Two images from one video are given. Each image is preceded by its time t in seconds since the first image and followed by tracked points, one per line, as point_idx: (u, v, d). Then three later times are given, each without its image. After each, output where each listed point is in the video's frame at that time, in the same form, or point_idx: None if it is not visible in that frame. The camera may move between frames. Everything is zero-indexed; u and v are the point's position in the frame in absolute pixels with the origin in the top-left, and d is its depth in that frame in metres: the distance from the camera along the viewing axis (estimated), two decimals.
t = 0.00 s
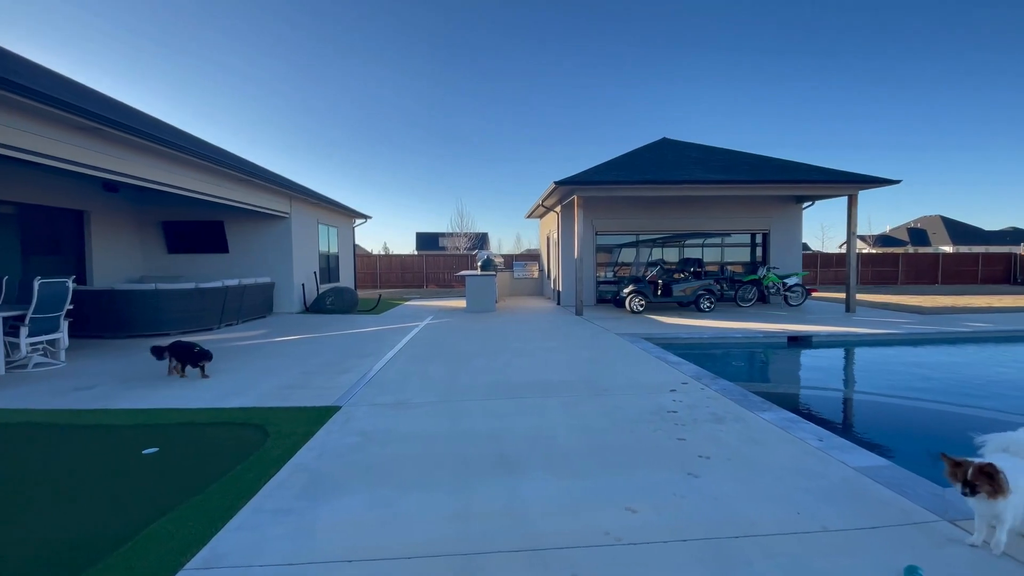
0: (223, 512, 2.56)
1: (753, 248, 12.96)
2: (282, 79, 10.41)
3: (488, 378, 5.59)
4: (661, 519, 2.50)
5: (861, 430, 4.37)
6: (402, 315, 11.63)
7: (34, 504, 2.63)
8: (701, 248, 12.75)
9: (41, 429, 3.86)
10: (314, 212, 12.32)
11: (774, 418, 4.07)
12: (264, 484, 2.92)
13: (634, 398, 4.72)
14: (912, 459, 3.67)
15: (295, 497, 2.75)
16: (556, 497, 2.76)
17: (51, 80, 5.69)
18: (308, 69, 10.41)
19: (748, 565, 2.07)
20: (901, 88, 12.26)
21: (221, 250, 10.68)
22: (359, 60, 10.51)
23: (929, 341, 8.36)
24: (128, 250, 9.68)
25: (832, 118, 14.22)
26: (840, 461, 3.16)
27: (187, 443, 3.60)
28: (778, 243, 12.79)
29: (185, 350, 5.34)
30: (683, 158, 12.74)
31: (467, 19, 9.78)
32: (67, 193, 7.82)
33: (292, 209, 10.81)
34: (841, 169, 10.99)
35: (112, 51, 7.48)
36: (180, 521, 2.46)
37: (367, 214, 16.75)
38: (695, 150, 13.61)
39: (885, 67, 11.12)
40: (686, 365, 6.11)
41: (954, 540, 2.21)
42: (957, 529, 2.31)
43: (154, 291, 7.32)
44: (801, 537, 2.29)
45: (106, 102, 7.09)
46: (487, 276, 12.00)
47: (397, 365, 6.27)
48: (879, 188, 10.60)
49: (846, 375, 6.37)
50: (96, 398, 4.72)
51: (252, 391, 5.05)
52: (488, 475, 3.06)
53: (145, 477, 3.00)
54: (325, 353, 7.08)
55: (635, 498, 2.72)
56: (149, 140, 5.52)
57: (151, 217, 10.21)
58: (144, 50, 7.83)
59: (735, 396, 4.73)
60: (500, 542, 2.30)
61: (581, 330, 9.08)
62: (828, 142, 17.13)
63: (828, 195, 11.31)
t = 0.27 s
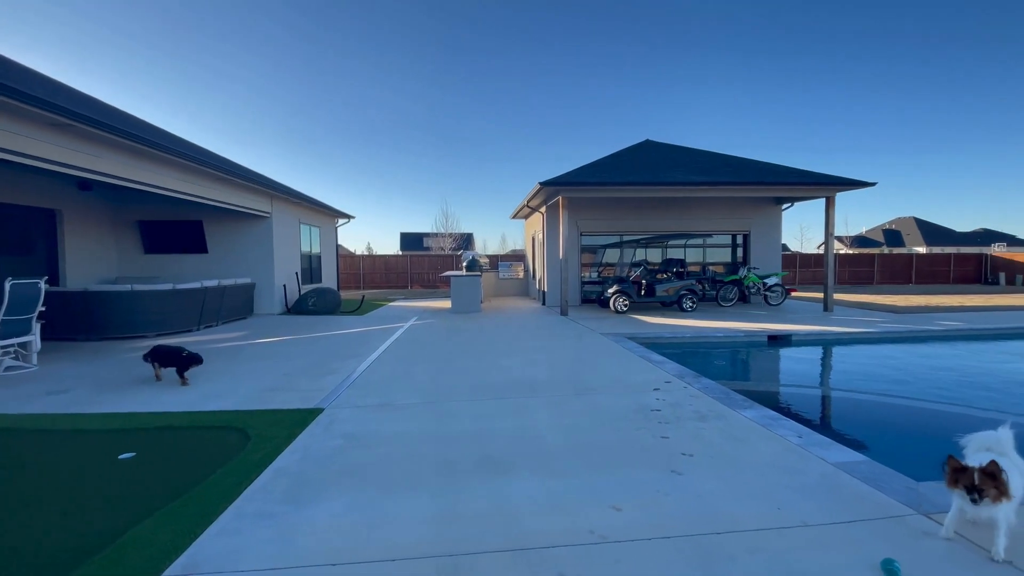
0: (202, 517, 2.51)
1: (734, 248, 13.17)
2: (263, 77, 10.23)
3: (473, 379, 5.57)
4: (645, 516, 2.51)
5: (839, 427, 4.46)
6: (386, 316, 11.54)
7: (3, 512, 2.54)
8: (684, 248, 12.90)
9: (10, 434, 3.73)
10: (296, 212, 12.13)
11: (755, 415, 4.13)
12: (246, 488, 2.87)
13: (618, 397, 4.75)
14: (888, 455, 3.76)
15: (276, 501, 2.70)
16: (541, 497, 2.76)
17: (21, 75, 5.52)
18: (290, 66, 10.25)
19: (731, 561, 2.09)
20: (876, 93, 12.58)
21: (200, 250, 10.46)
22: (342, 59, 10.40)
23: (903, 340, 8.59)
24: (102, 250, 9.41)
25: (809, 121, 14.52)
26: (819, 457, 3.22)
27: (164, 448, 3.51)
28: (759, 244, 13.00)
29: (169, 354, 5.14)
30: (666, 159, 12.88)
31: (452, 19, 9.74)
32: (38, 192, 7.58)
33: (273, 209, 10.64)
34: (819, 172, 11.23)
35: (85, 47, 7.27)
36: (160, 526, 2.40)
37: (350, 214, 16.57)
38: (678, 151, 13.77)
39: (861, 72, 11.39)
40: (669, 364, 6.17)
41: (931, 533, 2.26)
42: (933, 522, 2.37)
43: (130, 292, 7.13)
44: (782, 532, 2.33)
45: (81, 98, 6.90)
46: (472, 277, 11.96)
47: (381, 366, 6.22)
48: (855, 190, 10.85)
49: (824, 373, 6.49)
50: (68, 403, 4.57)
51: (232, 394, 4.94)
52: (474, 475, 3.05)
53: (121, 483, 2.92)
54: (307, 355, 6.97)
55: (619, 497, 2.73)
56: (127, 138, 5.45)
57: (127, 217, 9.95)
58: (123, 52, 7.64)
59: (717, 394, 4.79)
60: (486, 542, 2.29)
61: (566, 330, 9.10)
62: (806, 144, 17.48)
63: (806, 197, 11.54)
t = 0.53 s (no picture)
0: (184, 521, 2.50)
1: (716, 249, 13.36)
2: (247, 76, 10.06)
3: (460, 380, 5.56)
4: (631, 515, 2.56)
5: (818, 424, 4.58)
6: (371, 316, 11.44)
7: None
8: (668, 249, 13.06)
9: None
10: (279, 211, 11.97)
11: (737, 414, 4.22)
12: (226, 492, 2.84)
13: (604, 397, 4.80)
14: (864, 451, 3.87)
15: (262, 505, 2.68)
16: (530, 497, 2.79)
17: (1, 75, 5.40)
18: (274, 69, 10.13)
19: (714, 557, 2.16)
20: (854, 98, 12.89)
21: (179, 251, 10.25)
22: (326, 58, 10.31)
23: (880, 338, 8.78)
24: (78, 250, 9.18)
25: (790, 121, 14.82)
26: (799, 454, 3.31)
27: (143, 452, 3.46)
28: (740, 245, 13.23)
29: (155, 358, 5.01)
30: (650, 161, 13.03)
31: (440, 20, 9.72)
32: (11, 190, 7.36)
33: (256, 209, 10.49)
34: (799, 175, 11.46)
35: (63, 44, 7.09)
36: (140, 532, 2.38)
37: (334, 214, 16.41)
38: (662, 153, 13.93)
39: (839, 77, 11.67)
40: (654, 364, 6.24)
41: (905, 528, 2.35)
42: (907, 516, 2.46)
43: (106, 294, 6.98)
44: (762, 528, 2.40)
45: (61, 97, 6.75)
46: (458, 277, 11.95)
47: (366, 368, 6.18)
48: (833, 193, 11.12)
49: (804, 371, 6.65)
50: (44, 407, 4.45)
51: (215, 397, 4.87)
52: (462, 476, 3.07)
53: (99, 488, 2.88)
54: (291, 356, 6.90)
55: (606, 496, 2.77)
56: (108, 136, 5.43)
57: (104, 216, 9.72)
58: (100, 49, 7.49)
59: (700, 393, 4.88)
60: (474, 543, 2.32)
61: (552, 330, 9.14)
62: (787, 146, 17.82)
63: (787, 199, 11.77)
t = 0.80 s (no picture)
0: (165, 526, 2.42)
1: (701, 250, 13.47)
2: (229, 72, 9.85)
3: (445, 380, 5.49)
4: (618, 513, 2.53)
5: (800, 421, 4.61)
6: (356, 317, 11.29)
7: None
8: (654, 249, 13.13)
9: None
10: (262, 211, 11.76)
11: (722, 411, 4.22)
12: (208, 495, 2.76)
13: (590, 396, 4.78)
14: (846, 448, 3.90)
15: (242, 509, 2.60)
16: (516, 497, 2.75)
17: None
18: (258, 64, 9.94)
19: (699, 556, 2.15)
20: (836, 98, 13.11)
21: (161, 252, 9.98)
22: (309, 54, 10.15)
23: (860, 337, 8.90)
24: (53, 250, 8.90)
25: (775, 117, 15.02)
26: (782, 450, 3.31)
27: (123, 456, 3.35)
28: (724, 245, 13.36)
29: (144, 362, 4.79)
30: (636, 162, 13.10)
31: (428, 18, 9.64)
32: None
33: (239, 208, 10.29)
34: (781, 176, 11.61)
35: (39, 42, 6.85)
36: (119, 538, 2.30)
37: (319, 214, 16.17)
38: (647, 154, 14.01)
39: (821, 76, 11.85)
40: (640, 363, 6.24)
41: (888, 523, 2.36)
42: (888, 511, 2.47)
43: (83, 294, 6.77)
44: (746, 524, 2.39)
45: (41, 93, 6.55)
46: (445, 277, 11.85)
47: (350, 369, 6.08)
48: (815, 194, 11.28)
49: (786, 369, 6.72)
50: (13, 412, 4.28)
51: (194, 400, 4.73)
52: (447, 476, 3.02)
53: (76, 494, 2.77)
54: (274, 358, 6.76)
55: (593, 495, 2.74)
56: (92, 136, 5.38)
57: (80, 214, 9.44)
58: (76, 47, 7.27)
59: (685, 391, 4.88)
60: (460, 545, 2.28)
61: (539, 330, 9.11)
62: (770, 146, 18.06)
63: (770, 200, 11.92)
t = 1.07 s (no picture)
0: (147, 531, 2.32)
1: (687, 250, 13.53)
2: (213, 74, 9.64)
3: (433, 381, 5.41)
4: (607, 512, 2.49)
5: (786, 419, 4.61)
6: (343, 317, 11.13)
7: None
8: (641, 249, 13.15)
9: None
10: (246, 210, 11.50)
11: (707, 409, 4.20)
12: (191, 499, 2.65)
13: (577, 395, 4.74)
14: (830, 446, 3.91)
15: (225, 513, 2.50)
16: (503, 496, 2.68)
17: None
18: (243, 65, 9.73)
19: (687, 553, 2.11)
20: (821, 99, 13.25)
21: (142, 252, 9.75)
22: (294, 54, 9.94)
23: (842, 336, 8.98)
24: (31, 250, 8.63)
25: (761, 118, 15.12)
26: (767, 447, 3.29)
27: (102, 459, 3.23)
28: (711, 245, 13.42)
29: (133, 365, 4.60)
30: (624, 163, 13.12)
31: (417, 18, 9.52)
32: None
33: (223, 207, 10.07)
34: (766, 178, 11.71)
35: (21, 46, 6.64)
36: (98, 543, 2.20)
37: (305, 213, 15.94)
38: (635, 155, 14.03)
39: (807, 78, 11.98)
40: (628, 362, 6.22)
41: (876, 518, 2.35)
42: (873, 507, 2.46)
43: (62, 295, 6.58)
44: (732, 521, 2.37)
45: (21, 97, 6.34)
46: (433, 277, 11.74)
47: (335, 370, 5.96)
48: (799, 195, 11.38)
49: (772, 368, 6.73)
50: None
51: (173, 402, 4.59)
52: (435, 477, 2.94)
53: (52, 499, 2.65)
54: (257, 359, 6.62)
55: (581, 494, 2.69)
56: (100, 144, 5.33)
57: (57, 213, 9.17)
58: (55, 46, 7.00)
59: (671, 390, 4.86)
60: (446, 547, 2.21)
61: (528, 330, 9.05)
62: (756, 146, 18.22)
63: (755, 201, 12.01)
